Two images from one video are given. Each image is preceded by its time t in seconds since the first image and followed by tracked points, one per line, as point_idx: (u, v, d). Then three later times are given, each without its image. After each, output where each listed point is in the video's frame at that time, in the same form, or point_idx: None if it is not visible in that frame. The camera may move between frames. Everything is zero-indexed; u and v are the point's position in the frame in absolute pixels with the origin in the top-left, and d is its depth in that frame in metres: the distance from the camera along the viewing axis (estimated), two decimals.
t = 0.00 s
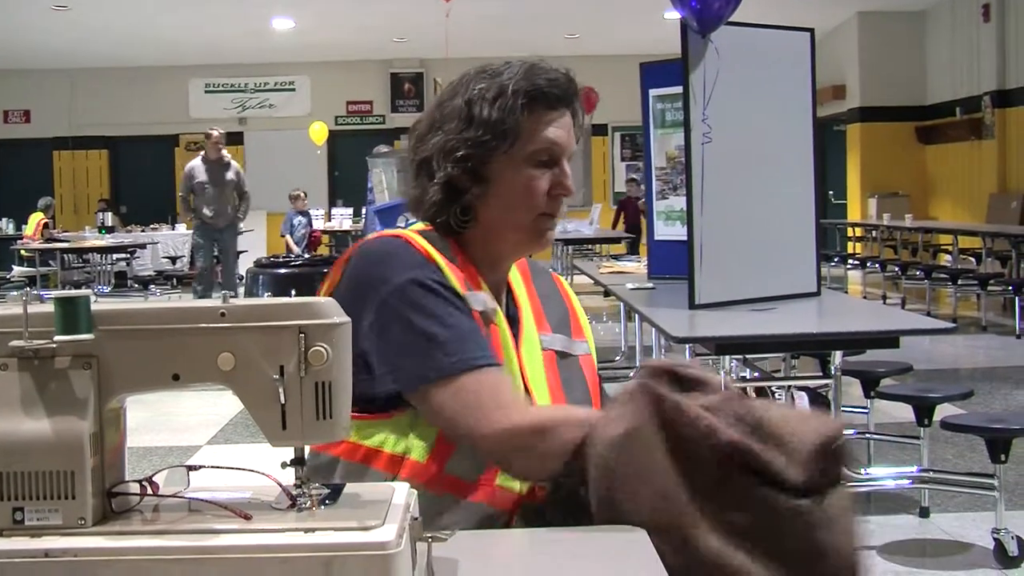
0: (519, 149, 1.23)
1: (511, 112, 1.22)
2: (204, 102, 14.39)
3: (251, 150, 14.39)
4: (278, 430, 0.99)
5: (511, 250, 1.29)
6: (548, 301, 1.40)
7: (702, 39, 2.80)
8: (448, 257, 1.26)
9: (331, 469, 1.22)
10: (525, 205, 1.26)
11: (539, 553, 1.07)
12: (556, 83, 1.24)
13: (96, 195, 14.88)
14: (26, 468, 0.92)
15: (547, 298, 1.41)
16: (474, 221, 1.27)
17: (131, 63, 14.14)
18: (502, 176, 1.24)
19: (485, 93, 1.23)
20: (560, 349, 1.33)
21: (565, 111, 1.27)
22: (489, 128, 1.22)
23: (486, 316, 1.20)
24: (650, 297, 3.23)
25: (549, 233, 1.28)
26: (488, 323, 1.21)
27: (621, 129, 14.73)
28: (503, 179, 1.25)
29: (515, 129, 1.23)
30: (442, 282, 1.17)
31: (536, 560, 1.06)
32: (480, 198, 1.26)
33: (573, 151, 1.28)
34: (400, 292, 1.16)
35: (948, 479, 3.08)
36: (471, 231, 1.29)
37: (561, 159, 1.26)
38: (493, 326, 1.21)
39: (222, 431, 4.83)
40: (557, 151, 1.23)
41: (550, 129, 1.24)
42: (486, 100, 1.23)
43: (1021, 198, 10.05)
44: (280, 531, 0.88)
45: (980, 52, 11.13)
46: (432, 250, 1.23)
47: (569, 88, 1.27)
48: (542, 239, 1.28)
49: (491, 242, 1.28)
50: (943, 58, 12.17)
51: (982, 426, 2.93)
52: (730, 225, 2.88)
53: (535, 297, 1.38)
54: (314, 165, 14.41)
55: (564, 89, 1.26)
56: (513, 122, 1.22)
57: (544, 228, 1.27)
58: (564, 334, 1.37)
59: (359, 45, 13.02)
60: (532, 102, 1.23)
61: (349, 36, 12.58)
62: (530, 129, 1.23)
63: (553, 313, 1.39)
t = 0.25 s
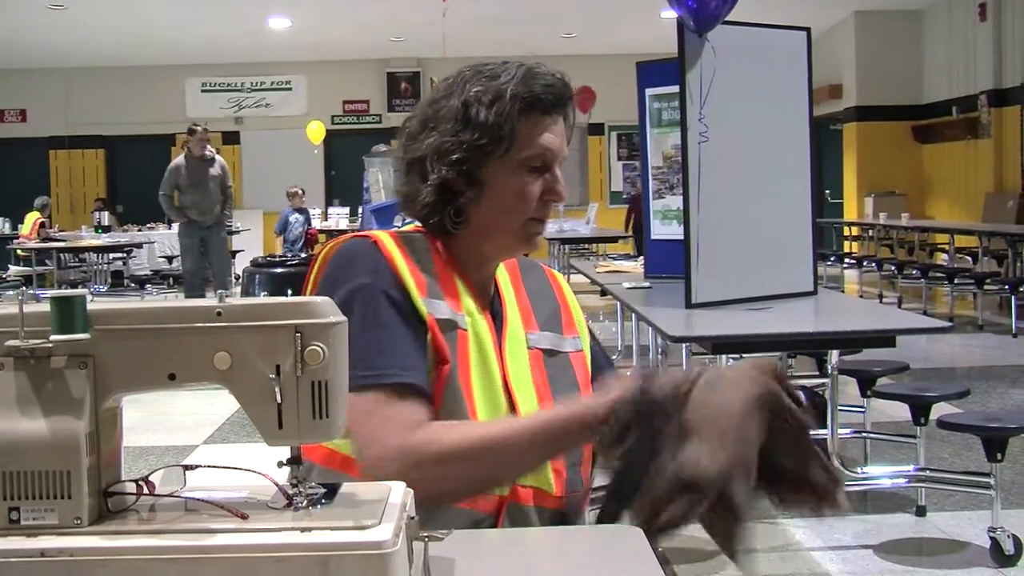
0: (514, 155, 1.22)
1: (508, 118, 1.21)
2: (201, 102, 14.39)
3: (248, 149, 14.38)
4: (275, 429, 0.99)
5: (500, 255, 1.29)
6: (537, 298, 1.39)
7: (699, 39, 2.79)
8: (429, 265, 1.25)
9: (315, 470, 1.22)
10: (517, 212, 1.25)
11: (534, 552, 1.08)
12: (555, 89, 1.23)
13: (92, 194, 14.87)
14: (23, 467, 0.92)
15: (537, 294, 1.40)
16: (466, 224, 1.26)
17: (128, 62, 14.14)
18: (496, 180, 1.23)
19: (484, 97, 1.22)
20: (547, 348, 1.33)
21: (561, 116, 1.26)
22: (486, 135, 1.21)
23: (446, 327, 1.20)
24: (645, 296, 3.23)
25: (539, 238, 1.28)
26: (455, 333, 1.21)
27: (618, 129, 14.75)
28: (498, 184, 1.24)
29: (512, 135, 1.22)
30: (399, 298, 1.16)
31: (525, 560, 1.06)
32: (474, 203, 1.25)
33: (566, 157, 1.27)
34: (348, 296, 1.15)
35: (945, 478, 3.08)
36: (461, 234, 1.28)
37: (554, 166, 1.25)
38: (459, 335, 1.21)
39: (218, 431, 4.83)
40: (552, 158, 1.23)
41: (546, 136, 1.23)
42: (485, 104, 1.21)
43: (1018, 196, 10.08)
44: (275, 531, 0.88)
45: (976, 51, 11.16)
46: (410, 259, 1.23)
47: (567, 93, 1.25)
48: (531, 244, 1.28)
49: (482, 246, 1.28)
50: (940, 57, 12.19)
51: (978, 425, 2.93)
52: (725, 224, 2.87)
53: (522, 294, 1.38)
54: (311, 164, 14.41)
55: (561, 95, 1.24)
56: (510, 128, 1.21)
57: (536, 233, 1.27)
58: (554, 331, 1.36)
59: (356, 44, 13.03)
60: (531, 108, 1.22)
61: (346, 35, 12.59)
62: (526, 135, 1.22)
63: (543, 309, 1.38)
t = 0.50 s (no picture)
0: (486, 152, 1.25)
1: (478, 113, 1.24)
2: (197, 100, 14.37)
3: (245, 148, 14.37)
4: (272, 429, 0.99)
5: (487, 248, 1.31)
6: (536, 313, 1.41)
7: (696, 38, 2.79)
8: (415, 264, 1.27)
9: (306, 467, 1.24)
10: (496, 203, 1.27)
11: (532, 550, 1.07)
12: (519, 79, 1.26)
13: (90, 194, 14.86)
14: (19, 467, 0.92)
15: (535, 307, 1.42)
16: (447, 222, 1.29)
17: (125, 61, 14.13)
18: (470, 176, 1.26)
19: (449, 94, 1.24)
20: (547, 361, 1.35)
21: (534, 107, 1.28)
22: (457, 134, 1.24)
23: (428, 327, 1.21)
24: (642, 296, 3.23)
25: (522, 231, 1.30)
26: (441, 331, 1.22)
27: (615, 128, 14.74)
28: (473, 180, 1.26)
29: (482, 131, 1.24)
30: (379, 300, 1.19)
31: (519, 557, 1.06)
32: (452, 200, 1.28)
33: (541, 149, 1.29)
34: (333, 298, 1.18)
35: (942, 477, 3.09)
36: (445, 234, 1.30)
37: (530, 156, 1.27)
38: (445, 334, 1.23)
39: (216, 430, 4.83)
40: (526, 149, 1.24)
41: (516, 128, 1.25)
42: (450, 104, 1.24)
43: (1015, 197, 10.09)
44: (273, 531, 0.88)
45: (973, 51, 11.16)
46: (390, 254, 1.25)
47: (534, 84, 1.28)
48: (512, 236, 1.30)
49: (467, 241, 1.30)
50: (937, 57, 12.20)
51: (976, 424, 2.93)
52: (722, 223, 2.87)
53: (521, 305, 1.39)
54: (308, 164, 14.40)
55: (528, 86, 1.26)
56: (478, 125, 1.24)
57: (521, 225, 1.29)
58: (553, 346, 1.38)
59: (354, 43, 13.02)
60: (496, 104, 1.24)
61: (343, 34, 12.58)
62: (495, 127, 1.24)
63: (541, 324, 1.40)
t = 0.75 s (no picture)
0: (451, 155, 1.19)
1: (434, 117, 1.18)
2: (195, 100, 14.36)
3: (243, 148, 14.37)
4: (269, 429, 0.99)
5: (472, 250, 1.26)
6: (527, 315, 1.39)
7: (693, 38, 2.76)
8: (404, 262, 1.22)
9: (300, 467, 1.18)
10: (471, 207, 1.21)
11: (530, 549, 1.08)
12: (474, 77, 1.20)
13: (87, 194, 14.86)
14: (18, 468, 0.92)
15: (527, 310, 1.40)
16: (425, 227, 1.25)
17: (122, 62, 14.13)
18: (439, 181, 1.21)
19: (408, 101, 1.20)
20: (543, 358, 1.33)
21: (499, 101, 1.22)
22: (418, 141, 1.19)
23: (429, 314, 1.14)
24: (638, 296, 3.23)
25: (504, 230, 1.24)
26: (438, 322, 1.15)
27: (612, 128, 14.75)
28: (444, 182, 1.21)
29: (444, 132, 1.19)
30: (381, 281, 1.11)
31: (516, 557, 1.06)
32: (423, 206, 1.24)
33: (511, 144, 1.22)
34: (337, 288, 1.09)
35: (940, 478, 3.09)
36: (427, 238, 1.26)
37: (500, 152, 1.20)
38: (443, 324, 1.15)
39: (213, 430, 4.83)
40: (489, 145, 1.18)
41: (479, 127, 1.19)
42: (409, 110, 1.20)
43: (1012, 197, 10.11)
44: (271, 531, 0.88)
45: (970, 51, 11.18)
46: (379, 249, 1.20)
47: (497, 79, 1.22)
48: (495, 233, 1.23)
49: (449, 245, 1.25)
50: (933, 57, 12.22)
51: (973, 424, 2.93)
52: (718, 223, 2.88)
53: (513, 307, 1.37)
54: (306, 164, 14.41)
55: (484, 81, 1.20)
56: (438, 129, 1.18)
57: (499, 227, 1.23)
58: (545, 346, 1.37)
59: (351, 43, 13.02)
60: (454, 105, 1.19)
61: (340, 35, 12.59)
62: (457, 130, 1.19)
63: (532, 326, 1.39)
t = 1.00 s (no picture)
0: (432, 153, 1.28)
1: (414, 119, 1.27)
2: (191, 101, 14.34)
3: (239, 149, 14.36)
4: (266, 429, 0.99)
5: (456, 246, 1.34)
6: (524, 311, 1.41)
7: (690, 38, 2.79)
8: (387, 262, 1.30)
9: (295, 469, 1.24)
10: (453, 199, 1.30)
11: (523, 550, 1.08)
12: (451, 76, 1.28)
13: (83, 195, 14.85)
14: (13, 469, 0.92)
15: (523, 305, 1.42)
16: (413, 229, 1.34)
17: (118, 62, 14.11)
18: (424, 181, 1.30)
19: (386, 106, 1.29)
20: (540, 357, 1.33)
21: (475, 97, 1.30)
22: (399, 141, 1.29)
23: (403, 321, 1.22)
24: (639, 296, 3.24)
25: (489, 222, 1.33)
26: (416, 325, 1.23)
27: (609, 129, 14.74)
28: (427, 182, 1.30)
29: (423, 135, 1.28)
30: (350, 290, 1.20)
31: (511, 556, 1.06)
32: (408, 204, 1.33)
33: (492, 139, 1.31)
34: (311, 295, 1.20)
35: (937, 477, 3.09)
36: (413, 237, 1.34)
37: (480, 148, 1.30)
38: (421, 328, 1.24)
39: (210, 431, 4.83)
40: (469, 145, 1.27)
41: (458, 122, 1.28)
42: (387, 114, 1.29)
43: (1009, 197, 10.09)
44: (268, 532, 0.88)
45: (966, 52, 11.17)
46: (362, 255, 1.28)
47: (472, 77, 1.30)
48: (481, 228, 1.33)
49: (434, 240, 1.34)
50: (930, 57, 12.21)
51: (970, 423, 2.93)
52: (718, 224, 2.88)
53: (508, 304, 1.39)
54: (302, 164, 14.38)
55: (461, 80, 1.29)
56: (418, 131, 1.28)
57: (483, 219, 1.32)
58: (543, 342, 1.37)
59: (347, 43, 13.00)
60: (433, 105, 1.27)
61: (337, 35, 12.58)
62: (437, 129, 1.28)
63: (532, 323, 1.39)
